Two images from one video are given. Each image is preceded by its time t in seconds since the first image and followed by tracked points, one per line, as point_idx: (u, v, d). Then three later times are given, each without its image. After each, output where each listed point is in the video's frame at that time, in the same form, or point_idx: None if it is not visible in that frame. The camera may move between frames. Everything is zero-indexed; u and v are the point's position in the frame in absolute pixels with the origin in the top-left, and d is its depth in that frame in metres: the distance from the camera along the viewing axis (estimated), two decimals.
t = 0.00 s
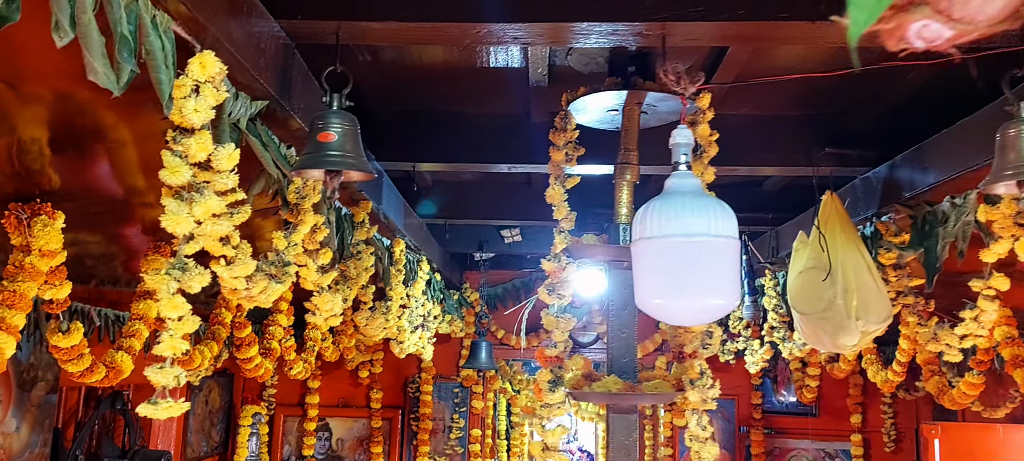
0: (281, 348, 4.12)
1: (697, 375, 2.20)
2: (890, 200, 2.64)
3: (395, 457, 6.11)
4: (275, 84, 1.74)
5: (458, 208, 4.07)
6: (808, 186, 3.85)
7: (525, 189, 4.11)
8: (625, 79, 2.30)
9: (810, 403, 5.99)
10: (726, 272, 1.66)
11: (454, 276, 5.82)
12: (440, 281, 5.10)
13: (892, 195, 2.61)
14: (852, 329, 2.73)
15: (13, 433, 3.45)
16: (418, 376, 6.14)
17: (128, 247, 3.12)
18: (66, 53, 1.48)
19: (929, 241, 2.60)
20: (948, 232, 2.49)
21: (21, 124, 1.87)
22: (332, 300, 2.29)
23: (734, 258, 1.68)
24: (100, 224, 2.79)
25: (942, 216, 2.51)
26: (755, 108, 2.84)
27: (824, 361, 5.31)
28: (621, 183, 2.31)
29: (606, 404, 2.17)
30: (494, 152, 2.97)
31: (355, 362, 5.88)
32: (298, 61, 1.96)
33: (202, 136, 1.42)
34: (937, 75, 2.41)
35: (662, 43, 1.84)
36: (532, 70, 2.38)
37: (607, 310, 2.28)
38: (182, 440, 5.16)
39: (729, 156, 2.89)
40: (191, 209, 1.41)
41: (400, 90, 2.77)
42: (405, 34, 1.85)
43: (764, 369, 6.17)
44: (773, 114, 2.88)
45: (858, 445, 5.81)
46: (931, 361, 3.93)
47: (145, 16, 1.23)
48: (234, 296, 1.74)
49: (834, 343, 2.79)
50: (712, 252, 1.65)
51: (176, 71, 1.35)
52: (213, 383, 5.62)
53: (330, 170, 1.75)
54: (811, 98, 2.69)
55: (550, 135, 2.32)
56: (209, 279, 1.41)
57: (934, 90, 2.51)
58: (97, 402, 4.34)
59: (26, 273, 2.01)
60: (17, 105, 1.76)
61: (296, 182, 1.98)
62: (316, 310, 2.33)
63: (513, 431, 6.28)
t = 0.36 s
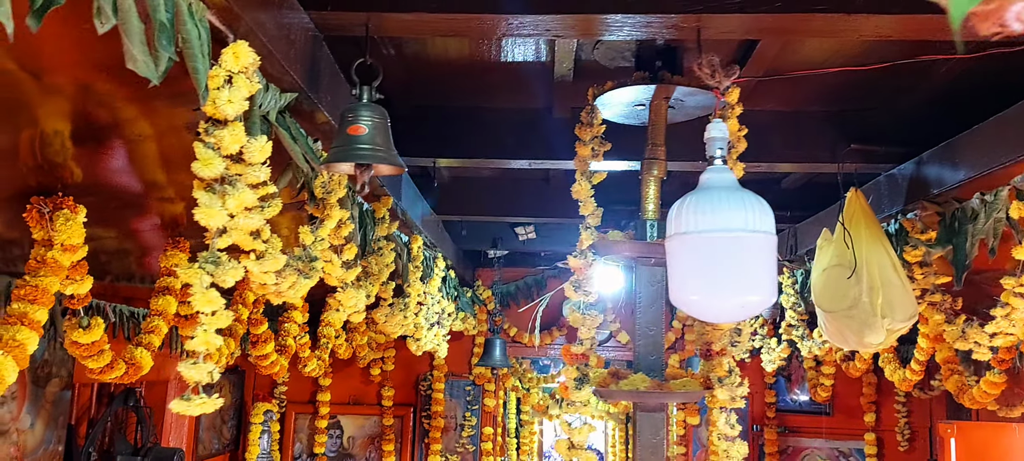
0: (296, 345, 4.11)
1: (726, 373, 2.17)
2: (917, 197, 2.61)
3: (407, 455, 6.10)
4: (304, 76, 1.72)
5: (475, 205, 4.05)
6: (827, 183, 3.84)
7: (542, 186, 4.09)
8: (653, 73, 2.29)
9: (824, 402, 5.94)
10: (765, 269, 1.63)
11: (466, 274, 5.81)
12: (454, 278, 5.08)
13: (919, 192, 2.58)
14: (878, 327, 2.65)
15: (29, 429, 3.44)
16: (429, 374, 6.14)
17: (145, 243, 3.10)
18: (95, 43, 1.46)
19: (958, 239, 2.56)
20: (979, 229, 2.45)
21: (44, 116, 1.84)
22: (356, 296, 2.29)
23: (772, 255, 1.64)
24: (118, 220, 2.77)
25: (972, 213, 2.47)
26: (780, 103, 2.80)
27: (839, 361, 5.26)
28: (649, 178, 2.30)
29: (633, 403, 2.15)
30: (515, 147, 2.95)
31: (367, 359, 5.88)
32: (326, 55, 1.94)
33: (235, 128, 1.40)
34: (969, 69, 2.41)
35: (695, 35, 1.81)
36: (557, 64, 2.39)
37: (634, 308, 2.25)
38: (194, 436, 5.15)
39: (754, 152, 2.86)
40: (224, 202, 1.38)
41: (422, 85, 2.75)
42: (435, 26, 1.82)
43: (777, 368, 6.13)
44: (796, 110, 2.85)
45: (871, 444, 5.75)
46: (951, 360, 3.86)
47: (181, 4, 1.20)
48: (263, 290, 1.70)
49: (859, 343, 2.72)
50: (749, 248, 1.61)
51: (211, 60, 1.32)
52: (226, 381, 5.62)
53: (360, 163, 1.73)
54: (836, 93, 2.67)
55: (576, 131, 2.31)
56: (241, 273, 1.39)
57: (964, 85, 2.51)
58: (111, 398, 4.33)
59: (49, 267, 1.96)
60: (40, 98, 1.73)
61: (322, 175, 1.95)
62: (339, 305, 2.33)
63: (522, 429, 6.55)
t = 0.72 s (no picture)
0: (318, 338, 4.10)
1: (768, 361, 2.18)
2: (954, 182, 2.58)
3: (424, 446, 6.11)
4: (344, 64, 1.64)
5: (496, 196, 4.01)
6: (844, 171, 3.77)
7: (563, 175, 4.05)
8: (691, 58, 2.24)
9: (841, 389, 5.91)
10: (823, 254, 1.61)
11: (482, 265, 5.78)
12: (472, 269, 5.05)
13: (955, 177, 2.56)
14: (915, 313, 2.61)
15: (54, 424, 3.42)
16: (446, 365, 6.14)
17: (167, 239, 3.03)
18: (134, 30, 1.39)
19: (1000, 224, 2.57)
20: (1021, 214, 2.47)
21: (74, 109, 1.75)
22: (392, 288, 2.29)
23: (828, 240, 1.62)
24: (143, 216, 2.71)
25: (1013, 197, 2.48)
26: (813, 89, 2.76)
27: (859, 347, 5.23)
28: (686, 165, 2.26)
29: (674, 392, 2.12)
30: (544, 137, 2.91)
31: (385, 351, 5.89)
32: (363, 42, 1.90)
33: (286, 115, 1.37)
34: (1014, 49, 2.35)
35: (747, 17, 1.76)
36: (592, 50, 2.36)
37: (672, 296, 2.23)
38: (215, 429, 5.14)
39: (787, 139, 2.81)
40: (278, 191, 1.38)
41: (450, 74, 2.71)
42: (477, 11, 1.78)
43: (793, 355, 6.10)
44: (828, 97, 2.81)
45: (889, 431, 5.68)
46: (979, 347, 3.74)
47: None
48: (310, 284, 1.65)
49: (895, 330, 2.69)
50: (806, 233, 1.59)
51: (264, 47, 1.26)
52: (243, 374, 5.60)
53: (404, 152, 1.69)
54: (872, 77, 2.62)
55: (613, 118, 2.27)
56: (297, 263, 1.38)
57: (1005, 66, 2.47)
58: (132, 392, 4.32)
59: (85, 260, 1.95)
60: (70, 90, 1.64)
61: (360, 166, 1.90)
62: (376, 297, 2.32)
63: (535, 419, 6.20)
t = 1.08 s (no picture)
0: (333, 316, 4.07)
1: (803, 336, 2.13)
2: (986, 154, 2.53)
3: (436, 424, 6.11)
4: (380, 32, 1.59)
5: (512, 172, 3.97)
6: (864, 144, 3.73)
7: (579, 150, 4.01)
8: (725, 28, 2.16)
9: (853, 364, 5.90)
10: (875, 227, 1.54)
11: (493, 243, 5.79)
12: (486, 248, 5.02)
13: (988, 148, 2.51)
14: (944, 286, 2.55)
15: (70, 406, 3.36)
16: (457, 344, 6.14)
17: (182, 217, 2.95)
18: None
19: None
20: None
21: (95, 81, 1.66)
22: (420, 264, 2.27)
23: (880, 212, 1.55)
24: (158, 191, 2.64)
25: None
26: (841, 60, 2.71)
27: (872, 322, 5.22)
28: (721, 137, 2.24)
29: (708, 368, 2.10)
30: (567, 110, 2.86)
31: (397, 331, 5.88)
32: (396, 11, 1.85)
33: (329, 84, 1.33)
34: None
35: None
36: (624, 20, 2.27)
37: (705, 270, 2.20)
38: (226, 410, 5.09)
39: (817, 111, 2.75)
40: (322, 163, 1.34)
41: (473, 45, 2.66)
42: None
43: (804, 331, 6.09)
44: (858, 67, 2.75)
45: (899, 406, 5.66)
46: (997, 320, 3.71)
47: None
48: (348, 259, 1.63)
49: (924, 304, 2.60)
50: (857, 205, 1.53)
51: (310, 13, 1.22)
52: (254, 354, 5.55)
53: (441, 123, 1.65)
54: (906, 45, 2.56)
55: (645, 90, 2.24)
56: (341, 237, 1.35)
57: None
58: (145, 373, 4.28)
59: (110, 238, 1.89)
60: (92, 62, 1.55)
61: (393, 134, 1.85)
62: (404, 274, 2.31)
63: (544, 397, 6.14)
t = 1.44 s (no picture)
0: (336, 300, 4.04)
1: (819, 312, 2.10)
2: (999, 127, 2.48)
3: (438, 409, 6.10)
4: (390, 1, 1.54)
5: (515, 152, 3.93)
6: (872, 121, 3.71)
7: (583, 130, 3.97)
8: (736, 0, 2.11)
9: (856, 345, 5.90)
10: (898, 197, 1.49)
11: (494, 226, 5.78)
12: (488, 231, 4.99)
13: (1001, 122, 2.46)
14: (958, 262, 2.53)
15: (71, 392, 3.32)
16: (459, 329, 6.13)
17: (183, 199, 2.90)
18: None
19: None
20: None
21: (97, 57, 1.60)
22: (428, 244, 2.24)
23: (903, 182, 1.50)
24: (159, 172, 2.59)
25: None
26: (853, 33, 2.67)
27: (877, 302, 5.22)
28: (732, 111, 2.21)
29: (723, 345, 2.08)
30: (573, 87, 2.81)
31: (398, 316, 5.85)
32: None
33: (341, 54, 1.28)
34: None
35: None
36: None
37: (720, 246, 2.17)
38: (228, 397, 5.05)
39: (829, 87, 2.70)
40: (336, 135, 1.29)
41: (479, 21, 2.60)
42: None
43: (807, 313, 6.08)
44: (869, 41, 2.72)
45: (903, 386, 5.66)
46: (1006, 298, 3.70)
47: None
48: (359, 236, 1.59)
49: (937, 281, 2.57)
50: (882, 175, 1.48)
51: None
52: (255, 340, 5.52)
53: (453, 96, 1.61)
54: (920, 18, 2.52)
55: (656, 63, 2.22)
56: (355, 211, 1.31)
57: None
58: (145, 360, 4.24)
59: (114, 218, 1.86)
60: (93, 37, 1.50)
61: (403, 107, 1.81)
62: (412, 253, 2.28)
63: (544, 382, 6.22)
